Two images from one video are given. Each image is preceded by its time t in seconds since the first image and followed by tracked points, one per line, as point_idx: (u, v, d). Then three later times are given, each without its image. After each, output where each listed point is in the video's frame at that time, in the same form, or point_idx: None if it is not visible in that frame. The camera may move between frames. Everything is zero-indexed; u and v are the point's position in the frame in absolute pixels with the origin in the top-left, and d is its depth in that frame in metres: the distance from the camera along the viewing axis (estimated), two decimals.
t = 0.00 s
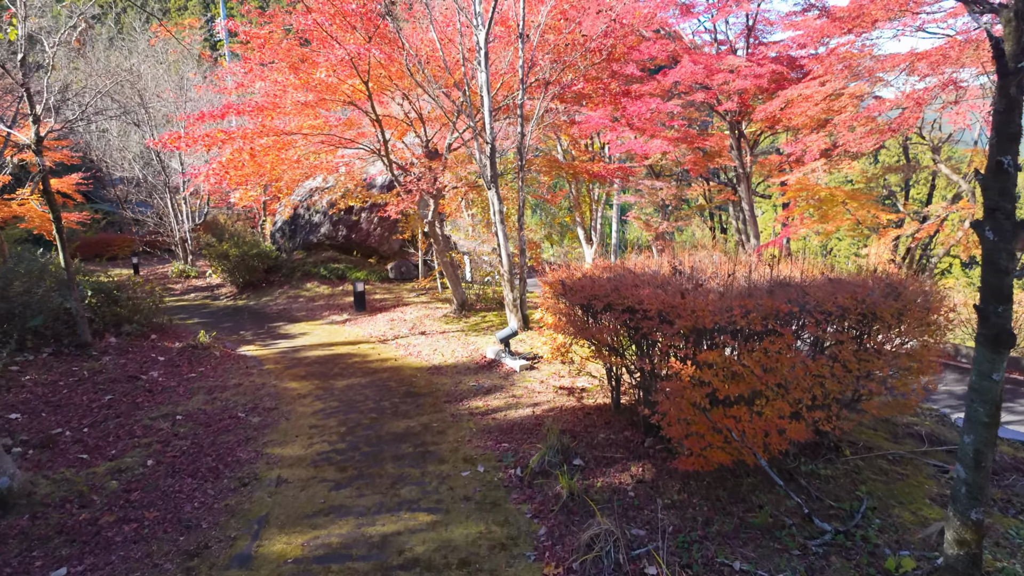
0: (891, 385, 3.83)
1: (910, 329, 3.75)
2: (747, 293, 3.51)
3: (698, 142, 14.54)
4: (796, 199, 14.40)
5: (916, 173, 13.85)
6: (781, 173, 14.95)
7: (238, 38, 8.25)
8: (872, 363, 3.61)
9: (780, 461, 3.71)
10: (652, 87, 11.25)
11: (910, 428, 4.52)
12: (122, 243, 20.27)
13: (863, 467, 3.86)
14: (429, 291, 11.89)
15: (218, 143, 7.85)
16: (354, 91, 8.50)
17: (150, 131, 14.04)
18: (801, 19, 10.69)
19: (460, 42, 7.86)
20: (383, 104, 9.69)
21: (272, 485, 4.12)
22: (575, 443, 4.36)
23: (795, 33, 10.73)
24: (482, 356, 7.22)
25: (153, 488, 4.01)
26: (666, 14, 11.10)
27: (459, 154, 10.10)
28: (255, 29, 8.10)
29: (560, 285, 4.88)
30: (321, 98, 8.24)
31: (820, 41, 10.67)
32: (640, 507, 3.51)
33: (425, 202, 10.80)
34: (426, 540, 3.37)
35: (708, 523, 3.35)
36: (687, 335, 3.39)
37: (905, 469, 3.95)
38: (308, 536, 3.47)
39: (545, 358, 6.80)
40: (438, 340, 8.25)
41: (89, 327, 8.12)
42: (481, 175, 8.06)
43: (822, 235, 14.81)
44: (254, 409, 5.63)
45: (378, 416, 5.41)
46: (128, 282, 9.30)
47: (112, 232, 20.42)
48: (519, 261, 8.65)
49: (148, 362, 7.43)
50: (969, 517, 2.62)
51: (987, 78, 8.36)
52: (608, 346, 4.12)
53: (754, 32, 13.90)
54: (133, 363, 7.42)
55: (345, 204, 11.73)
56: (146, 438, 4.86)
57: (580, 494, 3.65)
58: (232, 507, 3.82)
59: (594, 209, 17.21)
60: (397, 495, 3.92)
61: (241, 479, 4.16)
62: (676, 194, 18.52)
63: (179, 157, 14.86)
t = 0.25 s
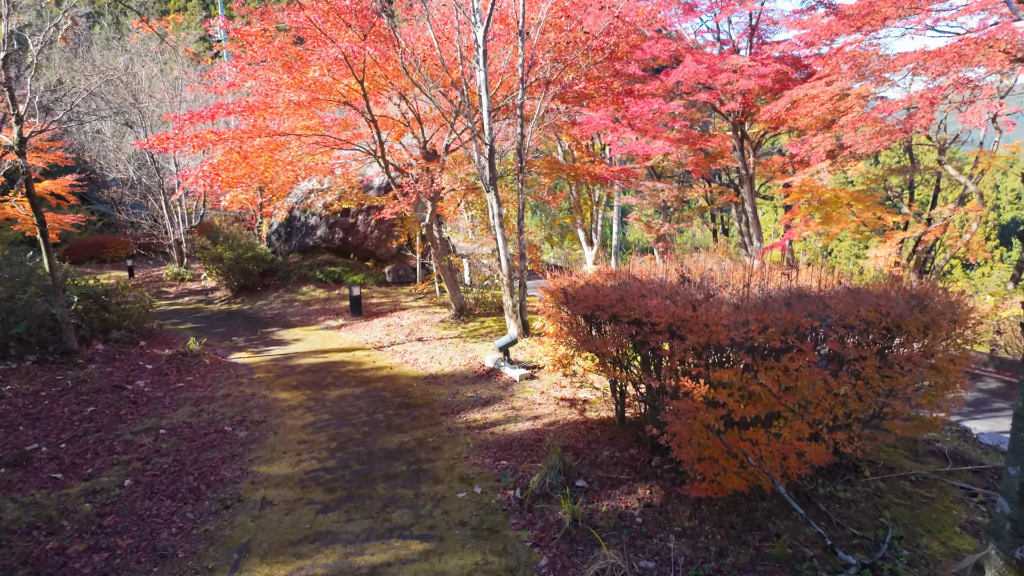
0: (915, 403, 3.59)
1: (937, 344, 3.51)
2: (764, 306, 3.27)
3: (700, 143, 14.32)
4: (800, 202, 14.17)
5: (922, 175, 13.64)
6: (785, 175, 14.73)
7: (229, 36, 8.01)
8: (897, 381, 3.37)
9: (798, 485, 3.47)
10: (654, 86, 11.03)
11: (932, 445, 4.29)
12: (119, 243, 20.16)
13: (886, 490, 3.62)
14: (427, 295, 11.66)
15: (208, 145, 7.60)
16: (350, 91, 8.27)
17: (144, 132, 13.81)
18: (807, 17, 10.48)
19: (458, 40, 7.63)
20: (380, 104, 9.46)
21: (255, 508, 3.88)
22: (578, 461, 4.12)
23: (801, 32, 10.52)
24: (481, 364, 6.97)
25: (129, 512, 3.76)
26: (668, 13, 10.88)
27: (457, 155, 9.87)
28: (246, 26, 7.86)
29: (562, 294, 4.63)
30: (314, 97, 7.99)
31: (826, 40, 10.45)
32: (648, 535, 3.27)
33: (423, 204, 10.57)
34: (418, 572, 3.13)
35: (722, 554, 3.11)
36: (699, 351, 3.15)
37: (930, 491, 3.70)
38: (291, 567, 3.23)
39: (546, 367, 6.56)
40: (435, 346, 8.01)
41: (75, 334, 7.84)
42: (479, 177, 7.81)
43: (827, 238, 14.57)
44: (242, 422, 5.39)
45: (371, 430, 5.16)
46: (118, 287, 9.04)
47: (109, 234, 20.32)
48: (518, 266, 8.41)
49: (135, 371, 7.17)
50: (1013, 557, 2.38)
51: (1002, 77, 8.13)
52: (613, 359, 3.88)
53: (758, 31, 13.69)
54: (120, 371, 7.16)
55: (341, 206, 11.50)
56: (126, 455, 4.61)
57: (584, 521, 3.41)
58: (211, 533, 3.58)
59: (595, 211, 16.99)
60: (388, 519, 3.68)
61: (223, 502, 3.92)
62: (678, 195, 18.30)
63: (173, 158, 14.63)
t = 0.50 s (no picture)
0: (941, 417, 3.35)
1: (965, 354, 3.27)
2: (779, 314, 3.03)
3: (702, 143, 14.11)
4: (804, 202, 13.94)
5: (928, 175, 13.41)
6: (788, 174, 14.50)
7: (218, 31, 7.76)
8: (923, 394, 3.13)
9: (816, 506, 3.22)
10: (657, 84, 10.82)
11: (954, 460, 4.05)
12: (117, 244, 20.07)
13: (909, 510, 3.38)
14: (424, 297, 11.43)
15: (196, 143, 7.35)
16: (343, 87, 8.04)
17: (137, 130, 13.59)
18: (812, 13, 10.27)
19: (455, 35, 7.41)
20: (375, 100, 9.24)
21: (236, 527, 3.64)
22: (579, 477, 3.88)
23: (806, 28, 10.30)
24: (478, 370, 6.74)
25: (99, 533, 3.52)
26: (670, 9, 10.65)
27: (455, 154, 9.64)
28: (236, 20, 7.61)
29: (562, 299, 4.41)
30: (306, 94, 7.75)
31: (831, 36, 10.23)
32: (655, 561, 3.03)
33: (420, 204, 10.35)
34: None
35: None
36: (710, 362, 2.92)
37: (955, 511, 3.46)
38: None
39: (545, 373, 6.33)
40: (432, 351, 7.77)
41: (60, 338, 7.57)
42: (477, 177, 7.53)
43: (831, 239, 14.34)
44: (228, 432, 5.16)
45: (362, 442, 4.92)
46: (106, 289, 8.78)
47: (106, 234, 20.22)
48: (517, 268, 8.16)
49: (121, 377, 6.92)
50: None
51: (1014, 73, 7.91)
52: (616, 369, 3.65)
53: (761, 28, 13.48)
54: (106, 377, 6.91)
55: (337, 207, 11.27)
56: (103, 468, 4.37)
57: (585, 544, 3.16)
58: (187, 556, 3.34)
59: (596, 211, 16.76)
60: (376, 541, 3.43)
61: (201, 521, 3.68)
62: (680, 195, 18.09)
63: (167, 157, 14.41)
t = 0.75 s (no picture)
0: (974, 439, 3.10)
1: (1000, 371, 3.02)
2: (801, 330, 2.79)
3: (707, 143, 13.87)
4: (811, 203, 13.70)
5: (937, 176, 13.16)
6: (794, 175, 14.26)
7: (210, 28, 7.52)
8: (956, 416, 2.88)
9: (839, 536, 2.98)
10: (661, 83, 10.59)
11: (982, 480, 3.80)
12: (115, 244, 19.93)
13: (938, 538, 3.14)
14: (424, 301, 11.21)
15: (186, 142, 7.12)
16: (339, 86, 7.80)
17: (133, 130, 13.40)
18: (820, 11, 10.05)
19: (454, 31, 7.19)
20: (373, 100, 9.01)
21: (216, 553, 3.41)
22: (583, 499, 3.65)
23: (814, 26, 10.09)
24: (477, 378, 6.51)
25: (70, 560, 3.28)
26: (675, 6, 10.42)
27: (455, 155, 9.41)
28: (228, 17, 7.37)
29: (565, 308, 4.18)
30: (301, 93, 7.51)
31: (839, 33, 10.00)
32: None
33: (418, 206, 10.12)
34: None
35: None
36: (725, 383, 2.69)
37: (988, 539, 3.21)
38: None
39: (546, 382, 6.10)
40: (430, 357, 7.55)
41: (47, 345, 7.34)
42: (477, 178, 7.27)
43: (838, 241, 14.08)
44: (215, 446, 4.93)
45: (354, 457, 4.69)
46: (97, 293, 8.55)
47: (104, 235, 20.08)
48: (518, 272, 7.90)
49: (108, 385, 6.70)
50: None
51: None
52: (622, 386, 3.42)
53: (766, 27, 13.26)
54: (93, 385, 6.69)
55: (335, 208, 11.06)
56: (80, 486, 4.13)
57: None
58: None
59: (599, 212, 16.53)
60: (366, 570, 3.19)
61: (180, 546, 3.44)
62: (684, 196, 17.85)
63: (164, 158, 14.22)
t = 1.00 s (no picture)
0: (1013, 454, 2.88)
1: None
2: (830, 339, 2.57)
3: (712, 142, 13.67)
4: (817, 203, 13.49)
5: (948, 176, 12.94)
6: (801, 174, 14.04)
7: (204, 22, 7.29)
8: (998, 431, 2.65)
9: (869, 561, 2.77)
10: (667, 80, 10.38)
11: (1014, 496, 3.57)
12: (114, 244, 19.80)
13: (975, 561, 2.91)
14: (424, 302, 11.01)
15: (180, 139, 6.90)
16: (338, 82, 7.61)
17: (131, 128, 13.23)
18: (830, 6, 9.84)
19: (456, 25, 6.98)
20: (372, 96, 8.80)
21: (201, 572, 3.20)
22: (591, 515, 3.44)
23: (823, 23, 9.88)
24: (479, 383, 6.30)
25: None
26: (681, 1, 10.21)
27: (457, 153, 9.22)
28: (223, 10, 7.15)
29: (571, 312, 3.97)
30: (298, 88, 7.30)
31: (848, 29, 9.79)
32: None
33: (419, 206, 9.92)
34: None
35: None
36: (749, 396, 2.47)
37: None
38: None
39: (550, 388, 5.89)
40: (430, 360, 7.34)
41: (38, 347, 7.14)
42: (479, 176, 7.03)
43: (845, 242, 13.86)
44: (206, 455, 4.72)
45: (350, 467, 4.49)
46: (91, 294, 8.36)
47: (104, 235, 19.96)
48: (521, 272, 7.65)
49: (99, 389, 6.50)
50: None
51: None
52: (634, 396, 3.21)
53: (772, 24, 13.06)
54: (83, 389, 6.49)
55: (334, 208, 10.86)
56: (61, 499, 3.93)
57: None
58: None
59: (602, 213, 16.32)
60: None
61: (162, 565, 3.23)
62: (688, 195, 17.63)
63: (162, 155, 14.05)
